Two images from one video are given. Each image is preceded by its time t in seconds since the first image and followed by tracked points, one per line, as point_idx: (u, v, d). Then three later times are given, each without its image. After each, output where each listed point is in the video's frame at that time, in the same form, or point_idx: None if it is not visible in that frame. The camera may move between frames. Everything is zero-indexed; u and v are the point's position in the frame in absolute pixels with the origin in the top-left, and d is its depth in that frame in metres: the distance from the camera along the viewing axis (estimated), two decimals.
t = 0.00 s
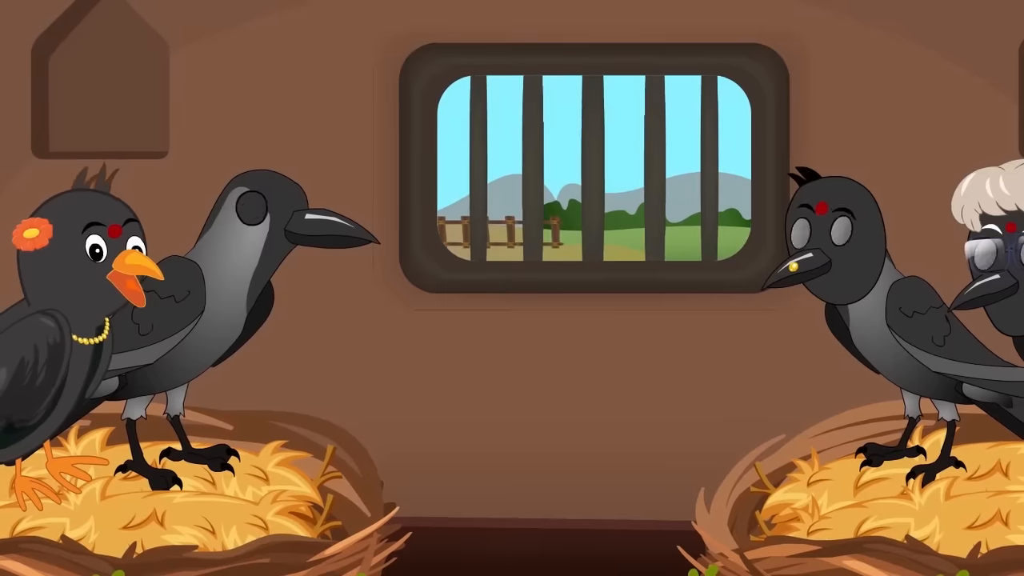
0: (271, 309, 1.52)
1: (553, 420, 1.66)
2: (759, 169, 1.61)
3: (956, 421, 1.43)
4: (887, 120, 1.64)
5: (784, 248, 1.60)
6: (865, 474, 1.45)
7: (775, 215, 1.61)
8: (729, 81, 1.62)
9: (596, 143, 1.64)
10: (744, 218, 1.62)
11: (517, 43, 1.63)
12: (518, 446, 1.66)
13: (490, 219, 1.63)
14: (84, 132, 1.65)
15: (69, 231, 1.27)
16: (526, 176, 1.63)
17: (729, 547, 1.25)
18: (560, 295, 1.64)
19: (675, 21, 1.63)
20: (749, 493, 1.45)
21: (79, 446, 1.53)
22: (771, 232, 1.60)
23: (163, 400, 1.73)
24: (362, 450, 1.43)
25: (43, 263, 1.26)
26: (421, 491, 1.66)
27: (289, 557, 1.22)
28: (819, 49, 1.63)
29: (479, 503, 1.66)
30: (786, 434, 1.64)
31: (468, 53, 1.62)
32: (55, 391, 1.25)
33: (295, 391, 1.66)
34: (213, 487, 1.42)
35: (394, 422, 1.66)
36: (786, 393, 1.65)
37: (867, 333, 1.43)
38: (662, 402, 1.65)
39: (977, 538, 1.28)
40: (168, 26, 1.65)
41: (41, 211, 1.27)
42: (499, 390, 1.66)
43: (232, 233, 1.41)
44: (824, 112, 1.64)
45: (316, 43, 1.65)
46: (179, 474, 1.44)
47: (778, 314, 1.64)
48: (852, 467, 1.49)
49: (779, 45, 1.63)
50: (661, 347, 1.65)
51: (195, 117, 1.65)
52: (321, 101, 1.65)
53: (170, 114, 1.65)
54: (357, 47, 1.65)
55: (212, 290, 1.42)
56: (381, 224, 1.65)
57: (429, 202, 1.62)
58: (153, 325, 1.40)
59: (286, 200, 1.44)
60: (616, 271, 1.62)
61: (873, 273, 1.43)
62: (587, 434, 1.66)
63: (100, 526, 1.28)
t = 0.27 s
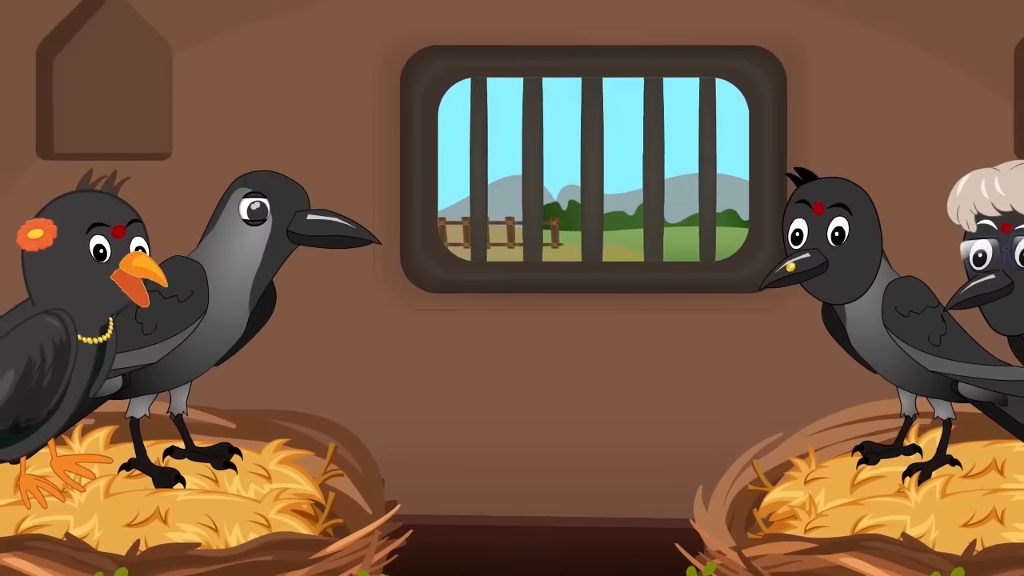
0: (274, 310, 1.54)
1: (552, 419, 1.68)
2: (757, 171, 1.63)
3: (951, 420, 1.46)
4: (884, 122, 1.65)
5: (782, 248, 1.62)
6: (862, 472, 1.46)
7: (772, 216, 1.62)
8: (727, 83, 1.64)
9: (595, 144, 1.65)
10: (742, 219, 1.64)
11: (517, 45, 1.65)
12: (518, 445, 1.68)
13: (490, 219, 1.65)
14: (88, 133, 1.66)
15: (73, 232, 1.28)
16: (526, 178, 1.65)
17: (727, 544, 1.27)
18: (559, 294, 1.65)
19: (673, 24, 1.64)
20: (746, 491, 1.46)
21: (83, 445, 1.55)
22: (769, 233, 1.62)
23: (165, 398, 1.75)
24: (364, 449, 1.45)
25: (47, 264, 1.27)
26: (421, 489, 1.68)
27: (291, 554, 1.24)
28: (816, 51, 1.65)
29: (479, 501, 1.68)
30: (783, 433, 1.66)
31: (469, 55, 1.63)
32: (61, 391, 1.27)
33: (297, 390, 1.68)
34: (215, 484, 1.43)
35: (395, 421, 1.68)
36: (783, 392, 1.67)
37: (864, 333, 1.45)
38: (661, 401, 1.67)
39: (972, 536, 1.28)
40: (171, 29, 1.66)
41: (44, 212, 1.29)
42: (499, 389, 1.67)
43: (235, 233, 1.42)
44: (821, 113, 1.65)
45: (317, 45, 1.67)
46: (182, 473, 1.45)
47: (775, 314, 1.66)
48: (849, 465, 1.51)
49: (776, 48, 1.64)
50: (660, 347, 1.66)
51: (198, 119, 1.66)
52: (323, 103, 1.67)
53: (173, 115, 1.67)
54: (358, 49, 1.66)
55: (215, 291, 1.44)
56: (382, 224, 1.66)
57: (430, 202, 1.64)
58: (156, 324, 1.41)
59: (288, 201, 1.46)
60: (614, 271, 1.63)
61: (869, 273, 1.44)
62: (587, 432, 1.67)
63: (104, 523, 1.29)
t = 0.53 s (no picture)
0: (276, 309, 1.55)
1: (552, 417, 1.69)
2: (755, 172, 1.65)
3: (947, 419, 1.48)
4: (880, 124, 1.67)
5: (779, 248, 1.63)
6: (858, 470, 1.48)
7: (770, 216, 1.64)
8: (725, 85, 1.66)
9: (593, 146, 1.67)
10: (740, 220, 1.65)
11: (517, 47, 1.66)
12: (518, 443, 1.69)
13: (490, 220, 1.66)
14: (92, 134, 1.68)
15: (77, 233, 1.30)
16: (526, 179, 1.67)
17: (724, 542, 1.29)
18: (559, 294, 1.67)
19: (672, 27, 1.66)
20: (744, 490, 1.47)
21: (87, 443, 1.56)
22: (766, 233, 1.63)
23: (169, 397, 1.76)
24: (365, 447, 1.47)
25: (51, 264, 1.29)
26: (422, 487, 1.69)
27: (293, 552, 1.25)
28: (813, 53, 1.66)
29: (480, 499, 1.70)
30: (781, 431, 1.68)
31: (469, 57, 1.65)
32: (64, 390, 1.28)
33: (299, 389, 1.70)
34: (218, 483, 1.44)
35: (397, 419, 1.69)
36: (781, 391, 1.68)
37: (861, 333, 1.46)
38: (659, 400, 1.69)
39: (968, 534, 1.30)
40: (173, 31, 1.68)
41: (49, 213, 1.30)
42: (499, 388, 1.69)
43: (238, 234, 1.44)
44: (818, 115, 1.67)
45: (319, 47, 1.68)
46: (185, 471, 1.46)
47: (773, 314, 1.67)
48: (846, 464, 1.53)
49: (773, 50, 1.66)
50: (658, 346, 1.68)
51: (200, 120, 1.68)
52: (324, 105, 1.68)
53: (176, 117, 1.68)
54: (359, 51, 1.68)
55: (218, 291, 1.45)
56: (383, 225, 1.68)
57: (431, 203, 1.66)
58: (160, 324, 1.42)
59: (290, 203, 1.48)
60: (613, 271, 1.65)
61: (866, 273, 1.46)
62: (586, 431, 1.69)
63: (108, 521, 1.31)
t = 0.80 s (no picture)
0: (277, 311, 1.56)
1: (552, 416, 1.71)
2: (753, 173, 1.66)
3: (943, 418, 1.48)
4: (876, 125, 1.69)
5: (777, 249, 1.65)
6: (855, 469, 1.49)
7: (768, 216, 1.65)
8: (723, 87, 1.67)
9: (593, 147, 1.69)
10: (738, 221, 1.67)
11: (517, 50, 1.68)
12: (518, 442, 1.71)
13: (490, 221, 1.68)
14: (96, 135, 1.70)
15: (81, 233, 1.31)
16: (526, 180, 1.68)
17: (722, 540, 1.30)
18: (558, 294, 1.69)
19: (671, 29, 1.68)
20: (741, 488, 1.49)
21: (91, 442, 1.57)
22: (764, 234, 1.65)
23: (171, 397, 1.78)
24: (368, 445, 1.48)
25: (56, 264, 1.30)
26: (423, 485, 1.71)
27: (295, 549, 1.26)
28: (810, 55, 1.68)
29: (480, 497, 1.71)
30: (778, 430, 1.69)
31: (470, 59, 1.67)
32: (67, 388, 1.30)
33: (301, 388, 1.71)
34: (221, 481, 1.45)
35: (398, 418, 1.71)
36: (778, 390, 1.70)
37: (858, 333, 1.48)
38: (658, 399, 1.70)
39: (963, 531, 1.31)
40: (176, 33, 1.69)
41: (54, 214, 1.32)
42: (499, 387, 1.70)
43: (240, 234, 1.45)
44: (815, 117, 1.68)
45: (320, 50, 1.70)
46: (188, 469, 1.48)
47: (770, 313, 1.69)
48: (843, 462, 1.54)
49: (771, 52, 1.68)
50: (657, 346, 1.69)
51: (203, 122, 1.69)
52: (326, 106, 1.70)
53: (179, 119, 1.70)
54: (360, 53, 1.70)
55: (221, 291, 1.47)
56: (384, 225, 1.69)
57: (431, 204, 1.67)
58: (163, 324, 1.44)
59: (293, 203, 1.49)
60: (612, 271, 1.67)
61: (862, 273, 1.47)
62: (585, 430, 1.71)
63: (112, 519, 1.32)
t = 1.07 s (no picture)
0: (279, 312, 1.57)
1: (552, 415, 1.72)
2: (751, 173, 1.68)
3: (939, 416, 1.48)
4: (873, 127, 1.70)
5: (774, 249, 1.66)
6: (852, 467, 1.50)
7: (765, 216, 1.67)
8: (721, 88, 1.69)
9: (592, 148, 1.70)
10: (736, 221, 1.69)
11: (517, 52, 1.69)
12: (518, 440, 1.72)
13: (491, 222, 1.69)
14: (101, 137, 1.71)
15: (85, 234, 1.33)
16: (526, 181, 1.69)
17: (720, 538, 1.30)
18: (558, 294, 1.70)
19: (670, 31, 1.69)
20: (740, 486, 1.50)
21: (95, 441, 1.59)
22: (761, 234, 1.67)
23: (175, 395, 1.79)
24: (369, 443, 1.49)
25: (60, 264, 1.32)
26: (424, 483, 1.72)
27: (297, 547, 1.28)
28: (808, 57, 1.70)
29: (481, 495, 1.73)
30: (776, 429, 1.71)
31: (471, 61, 1.68)
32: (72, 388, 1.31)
33: (304, 387, 1.73)
34: (224, 479, 1.47)
35: (399, 417, 1.72)
36: (776, 389, 1.71)
37: (855, 332, 1.49)
38: (657, 398, 1.72)
39: (959, 529, 1.32)
40: (180, 36, 1.71)
41: (58, 215, 1.33)
42: (500, 386, 1.72)
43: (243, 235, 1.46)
44: (813, 118, 1.70)
45: (322, 52, 1.71)
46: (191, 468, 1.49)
47: (768, 313, 1.70)
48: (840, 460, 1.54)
49: (769, 54, 1.69)
50: (656, 345, 1.71)
51: (207, 124, 1.71)
52: (328, 108, 1.72)
53: (182, 120, 1.71)
54: (363, 55, 1.71)
55: (223, 291, 1.48)
56: (386, 226, 1.71)
57: (432, 205, 1.69)
58: (166, 324, 1.46)
59: (294, 204, 1.50)
60: (611, 271, 1.68)
61: (859, 274, 1.48)
62: (585, 428, 1.72)
63: (115, 518, 1.33)
